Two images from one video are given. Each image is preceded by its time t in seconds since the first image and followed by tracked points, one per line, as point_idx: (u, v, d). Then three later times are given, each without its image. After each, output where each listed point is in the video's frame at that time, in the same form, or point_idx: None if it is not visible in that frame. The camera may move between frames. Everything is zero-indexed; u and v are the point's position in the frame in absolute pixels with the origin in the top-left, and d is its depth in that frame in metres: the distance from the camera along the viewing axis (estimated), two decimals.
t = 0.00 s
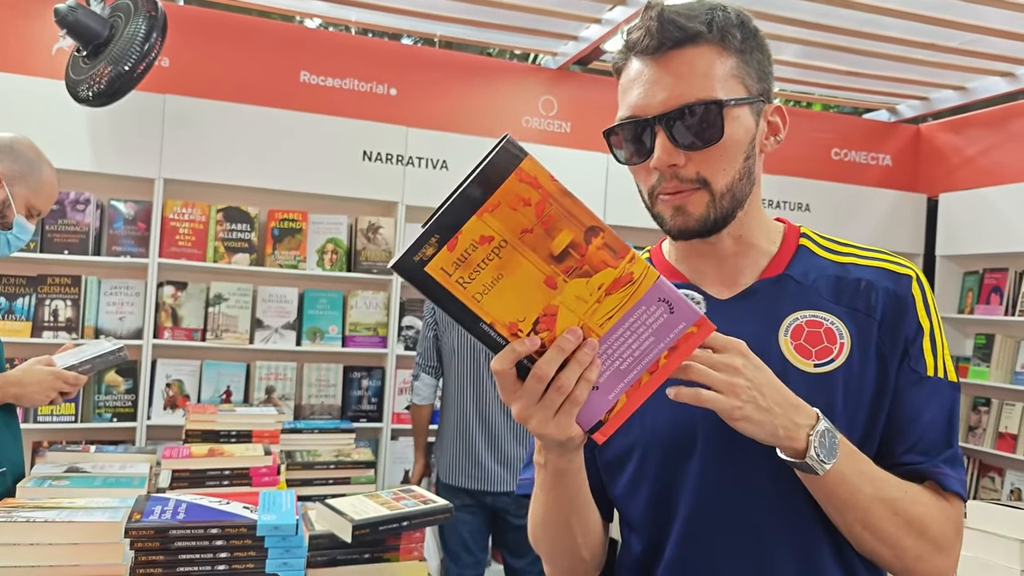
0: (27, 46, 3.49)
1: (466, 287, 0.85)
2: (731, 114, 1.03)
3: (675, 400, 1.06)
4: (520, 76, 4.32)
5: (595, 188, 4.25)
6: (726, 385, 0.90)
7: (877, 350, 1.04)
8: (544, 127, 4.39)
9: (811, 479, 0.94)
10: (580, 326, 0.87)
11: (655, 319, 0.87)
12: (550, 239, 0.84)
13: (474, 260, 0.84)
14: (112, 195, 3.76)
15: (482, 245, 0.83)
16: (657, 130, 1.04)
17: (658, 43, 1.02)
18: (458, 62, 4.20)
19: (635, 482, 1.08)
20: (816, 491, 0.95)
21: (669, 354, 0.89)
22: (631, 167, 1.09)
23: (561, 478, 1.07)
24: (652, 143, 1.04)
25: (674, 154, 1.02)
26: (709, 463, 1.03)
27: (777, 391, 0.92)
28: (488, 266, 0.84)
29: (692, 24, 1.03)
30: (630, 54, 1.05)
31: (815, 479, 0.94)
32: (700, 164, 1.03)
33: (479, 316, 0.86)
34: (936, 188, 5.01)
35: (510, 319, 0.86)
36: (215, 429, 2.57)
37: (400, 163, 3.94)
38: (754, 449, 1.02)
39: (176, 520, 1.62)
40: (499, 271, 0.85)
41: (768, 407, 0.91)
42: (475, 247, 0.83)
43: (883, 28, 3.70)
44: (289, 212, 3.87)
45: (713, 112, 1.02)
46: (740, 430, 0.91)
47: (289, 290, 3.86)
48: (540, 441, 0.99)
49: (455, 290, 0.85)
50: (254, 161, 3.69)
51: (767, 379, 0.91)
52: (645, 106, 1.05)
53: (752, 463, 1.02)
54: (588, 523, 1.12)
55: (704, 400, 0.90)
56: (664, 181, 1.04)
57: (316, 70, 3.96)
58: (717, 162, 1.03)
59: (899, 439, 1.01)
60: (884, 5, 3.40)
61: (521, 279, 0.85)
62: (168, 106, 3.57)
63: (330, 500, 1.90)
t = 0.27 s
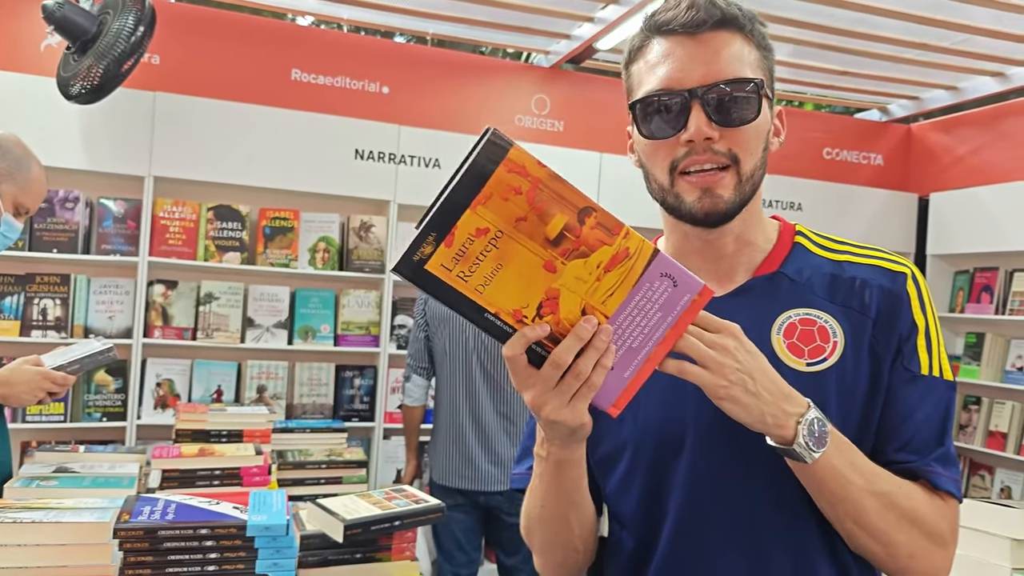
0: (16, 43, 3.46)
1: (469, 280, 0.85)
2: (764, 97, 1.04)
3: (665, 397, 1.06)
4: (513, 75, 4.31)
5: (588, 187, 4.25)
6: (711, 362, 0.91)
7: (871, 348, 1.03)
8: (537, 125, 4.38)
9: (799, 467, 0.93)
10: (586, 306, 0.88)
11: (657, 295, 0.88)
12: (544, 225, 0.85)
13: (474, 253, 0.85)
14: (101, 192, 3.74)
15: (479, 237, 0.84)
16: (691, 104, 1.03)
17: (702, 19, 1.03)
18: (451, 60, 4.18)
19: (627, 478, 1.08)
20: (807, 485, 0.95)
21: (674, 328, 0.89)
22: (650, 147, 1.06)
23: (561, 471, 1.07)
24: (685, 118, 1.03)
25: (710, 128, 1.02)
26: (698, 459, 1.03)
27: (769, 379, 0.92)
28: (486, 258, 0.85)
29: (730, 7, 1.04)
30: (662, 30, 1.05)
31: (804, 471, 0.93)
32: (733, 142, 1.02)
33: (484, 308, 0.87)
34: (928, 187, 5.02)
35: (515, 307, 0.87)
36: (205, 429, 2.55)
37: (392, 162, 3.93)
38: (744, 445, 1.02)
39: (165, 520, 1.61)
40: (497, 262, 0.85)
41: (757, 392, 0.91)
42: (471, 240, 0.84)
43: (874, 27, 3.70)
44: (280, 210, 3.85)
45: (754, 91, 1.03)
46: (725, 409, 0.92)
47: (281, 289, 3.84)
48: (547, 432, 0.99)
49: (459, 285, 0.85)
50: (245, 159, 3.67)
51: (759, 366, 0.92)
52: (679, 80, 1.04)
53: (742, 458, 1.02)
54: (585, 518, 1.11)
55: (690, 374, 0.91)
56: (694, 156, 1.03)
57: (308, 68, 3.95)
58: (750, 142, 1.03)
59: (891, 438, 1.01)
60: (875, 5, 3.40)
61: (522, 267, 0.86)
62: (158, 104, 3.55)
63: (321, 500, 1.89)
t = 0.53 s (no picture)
0: None
1: (402, 253, 0.87)
2: (722, 99, 1.06)
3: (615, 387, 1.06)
4: (464, 72, 4.31)
5: (538, 184, 4.27)
6: (654, 371, 0.92)
7: (815, 347, 1.06)
8: (488, 123, 4.39)
9: (746, 464, 0.96)
10: (514, 292, 0.89)
11: (585, 288, 0.90)
12: (479, 206, 0.88)
13: (410, 227, 0.87)
14: (40, 185, 3.64)
15: (415, 211, 0.87)
16: (649, 100, 1.05)
17: (666, 16, 1.04)
18: (401, 56, 4.18)
19: (577, 470, 1.09)
20: (752, 480, 0.97)
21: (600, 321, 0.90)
22: (607, 138, 1.08)
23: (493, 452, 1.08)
24: (642, 113, 1.05)
25: (665, 124, 1.03)
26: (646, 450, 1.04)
27: (710, 380, 0.93)
28: (421, 234, 0.87)
29: (695, 7, 1.06)
30: (628, 24, 1.06)
31: (750, 467, 0.96)
32: (687, 141, 1.04)
33: (415, 283, 0.88)
34: (868, 187, 5.17)
35: (444, 285, 0.88)
36: (149, 426, 2.52)
37: (342, 157, 3.90)
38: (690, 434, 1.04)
39: (108, 518, 1.59)
40: (431, 239, 0.87)
41: (699, 395, 0.93)
42: (408, 214, 0.87)
43: (817, 31, 3.80)
44: (227, 205, 3.80)
45: (711, 92, 1.04)
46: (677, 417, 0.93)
47: (227, 284, 3.79)
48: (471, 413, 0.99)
49: (392, 258, 0.87)
50: (191, 153, 3.61)
51: (699, 368, 0.93)
52: (640, 76, 1.06)
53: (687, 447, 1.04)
54: (523, 498, 1.13)
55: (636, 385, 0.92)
56: (646, 152, 1.05)
57: (256, 61, 3.90)
58: (703, 143, 1.05)
59: (833, 433, 1.05)
60: (819, 9, 3.49)
61: (454, 246, 0.88)
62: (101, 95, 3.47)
63: (269, 497, 1.88)
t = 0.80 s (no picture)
0: None
1: (307, 250, 0.90)
2: (663, 102, 1.01)
3: (611, 379, 1.03)
4: (448, 66, 4.31)
5: (523, 178, 4.28)
6: (684, 378, 0.88)
7: (811, 346, 1.04)
8: (472, 117, 4.39)
9: (759, 466, 0.95)
10: (411, 289, 0.92)
11: (480, 288, 0.93)
12: (378, 208, 0.92)
13: (317, 226, 0.91)
14: (21, 180, 3.61)
15: (323, 211, 0.91)
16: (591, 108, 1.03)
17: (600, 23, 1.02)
18: (385, 50, 4.17)
19: (569, 464, 1.06)
20: (763, 477, 0.96)
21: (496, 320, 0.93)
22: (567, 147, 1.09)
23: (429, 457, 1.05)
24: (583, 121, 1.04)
25: (598, 132, 1.01)
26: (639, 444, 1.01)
27: (734, 382, 0.91)
28: (326, 233, 0.91)
29: (637, 9, 1.02)
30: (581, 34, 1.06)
31: (761, 465, 0.94)
32: (624, 147, 1.01)
33: (318, 279, 0.90)
34: (850, 182, 5.20)
35: (346, 282, 0.91)
36: (134, 422, 2.51)
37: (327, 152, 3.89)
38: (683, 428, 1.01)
39: (94, 513, 1.59)
40: (335, 237, 0.91)
41: (726, 397, 0.90)
42: (314, 214, 0.90)
43: (799, 26, 3.83)
44: (211, 200, 3.78)
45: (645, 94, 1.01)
46: (699, 419, 0.90)
47: (211, 279, 3.78)
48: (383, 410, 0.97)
49: (298, 255, 0.90)
50: (174, 147, 3.59)
51: (725, 370, 0.90)
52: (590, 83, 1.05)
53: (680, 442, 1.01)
54: (474, 506, 1.10)
55: (666, 392, 0.88)
56: (588, 160, 1.04)
57: (239, 55, 3.88)
58: (641, 148, 1.01)
59: (827, 432, 1.04)
60: (802, 4, 3.51)
61: (355, 246, 0.91)
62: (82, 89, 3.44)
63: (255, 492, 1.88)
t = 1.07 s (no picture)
0: None
1: (353, 251, 0.90)
2: (695, 96, 1.03)
3: (605, 378, 1.04)
4: (447, 63, 4.31)
5: (522, 175, 4.29)
6: (674, 334, 0.88)
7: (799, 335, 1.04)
8: (472, 114, 4.39)
9: (733, 432, 0.93)
10: (434, 322, 0.90)
11: (499, 349, 0.90)
12: (427, 232, 0.88)
13: (364, 233, 0.89)
14: (21, 177, 3.62)
15: (372, 221, 0.89)
16: (618, 98, 1.02)
17: (636, 13, 1.01)
18: (384, 47, 4.17)
19: (565, 459, 1.07)
20: (741, 449, 0.94)
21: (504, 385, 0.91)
22: (582, 134, 1.07)
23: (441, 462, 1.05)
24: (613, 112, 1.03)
25: (634, 125, 1.01)
26: (631, 444, 1.02)
27: (721, 346, 0.91)
28: (371, 241, 0.89)
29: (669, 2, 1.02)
30: (599, 21, 1.04)
31: (738, 435, 0.93)
32: (658, 139, 1.02)
33: (356, 283, 0.90)
34: (849, 178, 5.21)
35: (381, 293, 0.91)
36: (134, 418, 2.52)
37: (326, 148, 3.89)
38: (677, 429, 1.01)
39: (95, 508, 1.59)
40: (377, 249, 0.89)
41: (712, 359, 0.90)
42: (365, 221, 0.89)
43: (799, 23, 3.83)
44: (211, 197, 3.79)
45: (677, 87, 1.01)
46: (683, 378, 0.90)
47: (211, 276, 3.78)
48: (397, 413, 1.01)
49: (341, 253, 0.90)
50: (174, 144, 3.60)
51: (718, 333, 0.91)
52: (609, 74, 1.04)
53: (674, 443, 1.01)
54: (478, 506, 1.10)
55: (657, 346, 0.88)
56: (616, 151, 1.03)
57: (238, 51, 3.89)
58: (675, 142, 1.02)
59: (817, 420, 1.03)
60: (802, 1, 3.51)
61: (396, 261, 0.90)
62: (82, 86, 3.44)
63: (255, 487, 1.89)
